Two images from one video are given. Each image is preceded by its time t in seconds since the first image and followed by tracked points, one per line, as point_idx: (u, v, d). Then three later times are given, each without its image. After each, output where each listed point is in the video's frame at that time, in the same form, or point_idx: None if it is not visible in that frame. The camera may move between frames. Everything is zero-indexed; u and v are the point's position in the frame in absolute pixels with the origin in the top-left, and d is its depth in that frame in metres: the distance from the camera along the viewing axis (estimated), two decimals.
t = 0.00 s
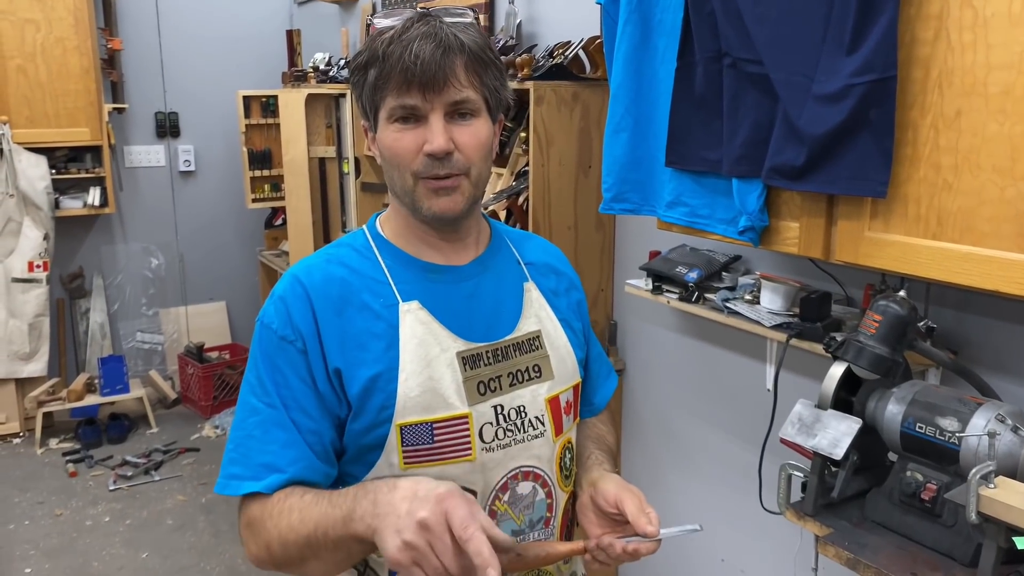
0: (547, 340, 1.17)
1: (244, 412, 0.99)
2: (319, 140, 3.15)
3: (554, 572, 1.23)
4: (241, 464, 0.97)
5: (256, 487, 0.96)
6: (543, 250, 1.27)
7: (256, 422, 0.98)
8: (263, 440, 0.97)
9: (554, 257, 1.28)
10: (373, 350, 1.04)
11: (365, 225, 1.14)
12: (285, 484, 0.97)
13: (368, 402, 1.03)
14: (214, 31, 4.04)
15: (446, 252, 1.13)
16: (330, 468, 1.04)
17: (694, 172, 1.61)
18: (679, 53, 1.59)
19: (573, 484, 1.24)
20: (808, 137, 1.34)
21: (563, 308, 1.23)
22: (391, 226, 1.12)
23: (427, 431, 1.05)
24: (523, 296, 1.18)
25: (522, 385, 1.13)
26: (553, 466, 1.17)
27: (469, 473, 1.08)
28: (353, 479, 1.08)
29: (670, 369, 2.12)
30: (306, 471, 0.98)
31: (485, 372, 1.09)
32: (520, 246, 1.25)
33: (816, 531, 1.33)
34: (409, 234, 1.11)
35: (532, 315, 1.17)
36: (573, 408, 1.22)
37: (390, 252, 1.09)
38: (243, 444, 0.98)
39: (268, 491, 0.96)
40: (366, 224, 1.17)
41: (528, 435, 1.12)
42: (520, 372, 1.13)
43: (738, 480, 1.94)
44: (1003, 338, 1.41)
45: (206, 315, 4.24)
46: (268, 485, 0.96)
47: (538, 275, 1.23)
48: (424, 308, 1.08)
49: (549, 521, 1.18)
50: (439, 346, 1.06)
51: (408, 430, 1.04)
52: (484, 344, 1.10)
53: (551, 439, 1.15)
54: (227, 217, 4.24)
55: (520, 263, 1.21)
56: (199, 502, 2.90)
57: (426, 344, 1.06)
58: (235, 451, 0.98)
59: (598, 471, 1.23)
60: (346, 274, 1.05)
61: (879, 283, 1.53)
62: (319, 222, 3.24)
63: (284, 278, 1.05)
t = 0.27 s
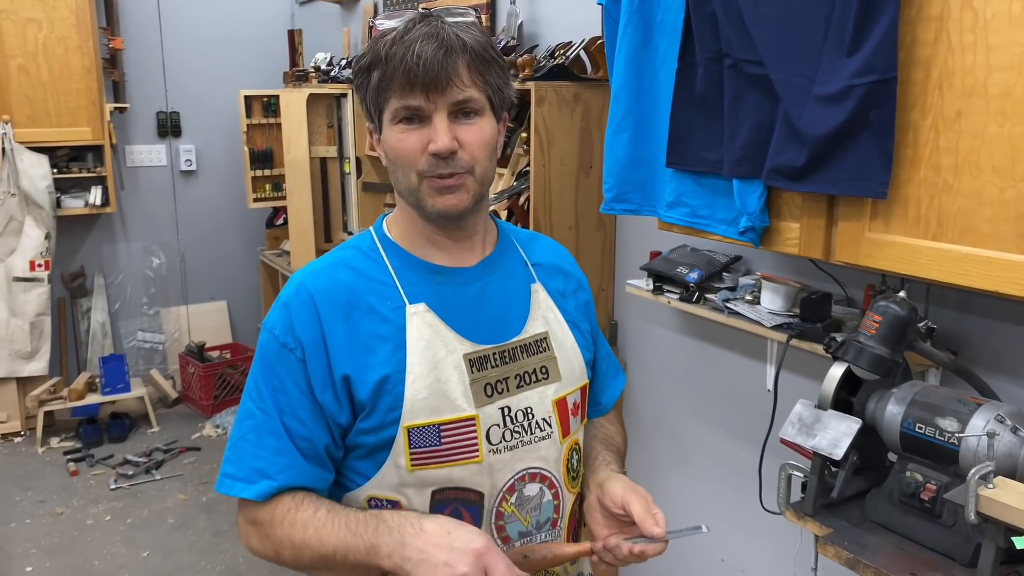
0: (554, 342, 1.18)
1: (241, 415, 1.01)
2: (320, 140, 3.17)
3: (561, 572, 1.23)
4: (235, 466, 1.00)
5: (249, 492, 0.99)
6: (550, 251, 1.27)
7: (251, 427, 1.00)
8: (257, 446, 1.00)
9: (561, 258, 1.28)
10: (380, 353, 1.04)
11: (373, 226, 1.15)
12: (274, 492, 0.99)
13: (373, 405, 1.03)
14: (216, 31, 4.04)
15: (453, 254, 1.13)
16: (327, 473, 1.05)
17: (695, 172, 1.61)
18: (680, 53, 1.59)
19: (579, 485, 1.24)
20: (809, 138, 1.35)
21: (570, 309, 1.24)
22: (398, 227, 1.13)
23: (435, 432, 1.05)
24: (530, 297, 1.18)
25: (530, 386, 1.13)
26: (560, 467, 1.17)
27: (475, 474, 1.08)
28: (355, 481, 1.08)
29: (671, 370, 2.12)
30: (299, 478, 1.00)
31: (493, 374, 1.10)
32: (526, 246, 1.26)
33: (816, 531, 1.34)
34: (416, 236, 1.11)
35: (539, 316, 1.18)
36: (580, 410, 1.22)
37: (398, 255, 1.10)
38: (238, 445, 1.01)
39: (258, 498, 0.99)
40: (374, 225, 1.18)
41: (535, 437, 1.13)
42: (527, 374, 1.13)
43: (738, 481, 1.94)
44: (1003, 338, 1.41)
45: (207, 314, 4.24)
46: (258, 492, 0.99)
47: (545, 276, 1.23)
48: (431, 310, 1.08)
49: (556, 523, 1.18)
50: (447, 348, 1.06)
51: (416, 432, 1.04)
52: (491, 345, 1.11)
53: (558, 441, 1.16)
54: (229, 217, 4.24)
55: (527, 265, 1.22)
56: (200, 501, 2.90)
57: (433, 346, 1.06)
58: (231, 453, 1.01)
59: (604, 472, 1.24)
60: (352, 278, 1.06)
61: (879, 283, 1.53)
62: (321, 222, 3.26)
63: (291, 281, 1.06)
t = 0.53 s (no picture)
0: (558, 341, 1.17)
1: (245, 411, 1.02)
2: (321, 139, 3.16)
3: (565, 571, 1.21)
4: (239, 460, 1.01)
5: (252, 486, 0.99)
6: (556, 250, 1.27)
7: (255, 422, 1.01)
8: (259, 440, 1.00)
9: (567, 257, 1.28)
10: (383, 351, 1.04)
11: (379, 224, 1.15)
12: (277, 486, 1.00)
13: (376, 401, 1.04)
14: (216, 30, 4.04)
15: (458, 252, 1.13)
16: (329, 469, 1.05)
17: (697, 172, 1.61)
18: (682, 53, 1.59)
19: (583, 484, 1.24)
20: (810, 137, 1.35)
21: (575, 308, 1.23)
22: (404, 226, 1.13)
23: (437, 430, 1.05)
24: (535, 296, 1.18)
25: (533, 385, 1.13)
26: (563, 466, 1.17)
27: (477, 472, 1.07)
28: (360, 478, 1.08)
29: (672, 369, 2.12)
30: (299, 473, 1.00)
31: (496, 372, 1.10)
32: (532, 245, 1.25)
33: (817, 530, 1.34)
34: (421, 234, 1.11)
35: (544, 315, 1.17)
36: (585, 409, 1.21)
37: (403, 253, 1.10)
38: (242, 441, 1.01)
39: (261, 492, 0.99)
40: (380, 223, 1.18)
41: (538, 436, 1.12)
42: (530, 372, 1.13)
43: (739, 480, 1.94)
44: (1004, 338, 1.41)
45: (207, 313, 4.23)
46: (261, 487, 0.99)
47: (550, 275, 1.23)
48: (435, 309, 1.08)
49: (558, 522, 1.17)
50: (449, 346, 1.06)
51: (418, 429, 1.04)
52: (495, 344, 1.10)
53: (562, 440, 1.15)
54: (229, 216, 4.24)
55: (533, 264, 1.22)
56: (200, 501, 2.90)
57: (436, 344, 1.06)
58: (235, 447, 1.01)
59: (617, 468, 1.24)
60: (357, 275, 1.06)
61: (881, 283, 1.53)
62: (321, 221, 3.25)
63: (298, 278, 1.06)
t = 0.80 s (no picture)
0: (557, 339, 1.17)
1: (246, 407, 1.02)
2: (322, 139, 3.17)
3: (566, 571, 1.19)
4: (239, 457, 1.01)
5: (252, 481, 0.99)
6: (556, 249, 1.27)
7: (256, 418, 1.01)
8: (261, 435, 1.00)
9: (566, 256, 1.28)
10: (383, 347, 1.04)
11: (379, 222, 1.15)
12: (277, 482, 0.99)
13: (375, 398, 1.04)
14: (216, 29, 4.04)
15: (456, 251, 1.13)
16: (328, 466, 1.05)
17: (697, 171, 1.62)
18: (682, 53, 1.59)
19: (583, 483, 1.24)
20: (811, 138, 1.35)
21: (573, 307, 1.23)
22: (404, 225, 1.13)
23: (435, 426, 1.05)
24: (534, 295, 1.18)
25: (532, 382, 1.13)
26: (563, 464, 1.17)
27: (476, 469, 1.07)
28: (359, 475, 1.09)
29: (672, 369, 2.13)
30: (298, 469, 1.00)
31: (494, 369, 1.10)
32: (532, 244, 1.25)
33: (817, 529, 1.34)
34: (421, 234, 1.12)
35: (543, 314, 1.17)
36: (585, 408, 1.21)
37: (402, 250, 1.10)
38: (242, 436, 1.01)
39: (261, 487, 0.99)
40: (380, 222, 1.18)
41: (537, 433, 1.12)
42: (530, 370, 1.13)
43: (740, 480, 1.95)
44: (1004, 338, 1.41)
45: (207, 312, 4.23)
46: (261, 482, 0.99)
47: (550, 274, 1.23)
48: (434, 306, 1.08)
49: (558, 520, 1.17)
50: (449, 343, 1.06)
51: (417, 426, 1.04)
52: (494, 341, 1.11)
53: (561, 438, 1.15)
54: (230, 215, 4.24)
55: (532, 262, 1.22)
56: (201, 500, 2.90)
57: (436, 340, 1.06)
58: (236, 444, 1.02)
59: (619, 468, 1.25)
60: (357, 272, 1.06)
61: (881, 283, 1.53)
62: (321, 220, 3.25)
63: (298, 275, 1.07)
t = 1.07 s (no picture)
0: (554, 340, 1.18)
1: (240, 409, 1.03)
2: (322, 138, 3.18)
3: (561, 572, 1.20)
4: (231, 457, 1.02)
5: (244, 483, 1.00)
6: (553, 249, 1.28)
7: (249, 419, 1.02)
8: (252, 438, 1.01)
9: (564, 257, 1.28)
10: (379, 348, 1.04)
11: (376, 223, 1.15)
12: (267, 484, 1.00)
13: (371, 398, 1.04)
14: (216, 28, 4.04)
15: (452, 251, 1.13)
16: (322, 467, 1.05)
17: (697, 171, 1.62)
18: (682, 52, 1.59)
19: (580, 483, 1.24)
20: (811, 137, 1.35)
21: (570, 307, 1.23)
22: (401, 225, 1.13)
23: (432, 426, 1.05)
24: (531, 295, 1.18)
25: (529, 383, 1.13)
26: (559, 465, 1.17)
27: (471, 470, 1.08)
28: (355, 474, 1.09)
29: (672, 368, 2.13)
30: (288, 471, 1.01)
31: (491, 370, 1.10)
32: (530, 245, 1.26)
33: (816, 528, 1.34)
34: (418, 234, 1.12)
35: (540, 314, 1.18)
36: (581, 409, 1.21)
37: (399, 251, 1.10)
38: (236, 438, 1.02)
39: (252, 489, 1.00)
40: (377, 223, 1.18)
41: (533, 434, 1.13)
42: (526, 370, 1.13)
43: (739, 480, 1.95)
44: (1003, 337, 1.41)
45: (206, 312, 4.23)
46: (252, 484, 1.00)
47: (547, 275, 1.23)
48: (431, 306, 1.08)
49: (554, 520, 1.17)
50: (445, 343, 1.06)
51: (413, 426, 1.04)
52: (491, 342, 1.11)
53: (557, 438, 1.15)
54: (229, 214, 4.24)
55: (530, 263, 1.22)
56: (200, 499, 2.90)
57: (432, 341, 1.06)
58: (230, 444, 1.03)
59: (616, 469, 1.25)
60: (353, 274, 1.06)
61: (881, 282, 1.54)
62: (321, 219, 3.26)
63: (294, 277, 1.06)
